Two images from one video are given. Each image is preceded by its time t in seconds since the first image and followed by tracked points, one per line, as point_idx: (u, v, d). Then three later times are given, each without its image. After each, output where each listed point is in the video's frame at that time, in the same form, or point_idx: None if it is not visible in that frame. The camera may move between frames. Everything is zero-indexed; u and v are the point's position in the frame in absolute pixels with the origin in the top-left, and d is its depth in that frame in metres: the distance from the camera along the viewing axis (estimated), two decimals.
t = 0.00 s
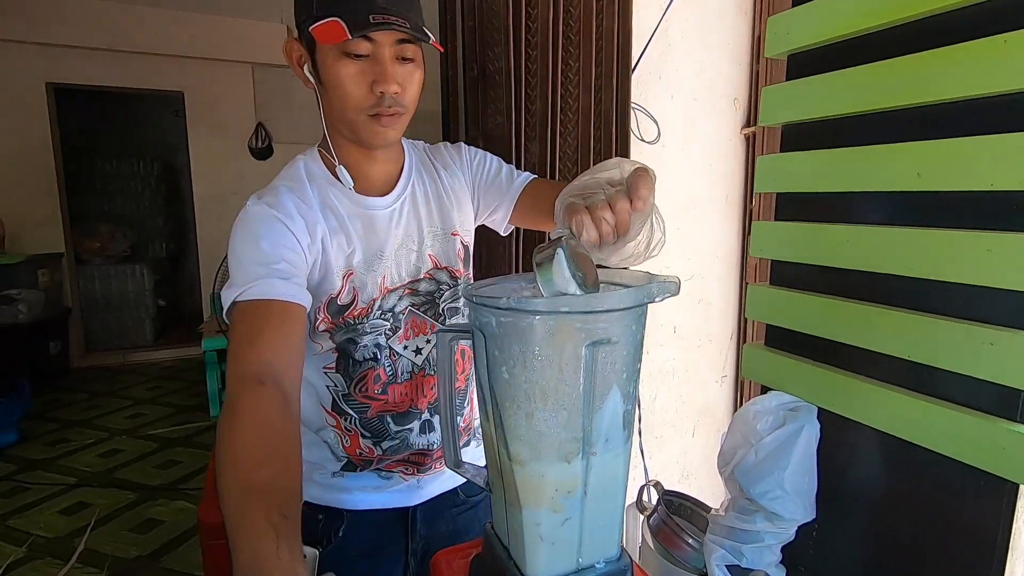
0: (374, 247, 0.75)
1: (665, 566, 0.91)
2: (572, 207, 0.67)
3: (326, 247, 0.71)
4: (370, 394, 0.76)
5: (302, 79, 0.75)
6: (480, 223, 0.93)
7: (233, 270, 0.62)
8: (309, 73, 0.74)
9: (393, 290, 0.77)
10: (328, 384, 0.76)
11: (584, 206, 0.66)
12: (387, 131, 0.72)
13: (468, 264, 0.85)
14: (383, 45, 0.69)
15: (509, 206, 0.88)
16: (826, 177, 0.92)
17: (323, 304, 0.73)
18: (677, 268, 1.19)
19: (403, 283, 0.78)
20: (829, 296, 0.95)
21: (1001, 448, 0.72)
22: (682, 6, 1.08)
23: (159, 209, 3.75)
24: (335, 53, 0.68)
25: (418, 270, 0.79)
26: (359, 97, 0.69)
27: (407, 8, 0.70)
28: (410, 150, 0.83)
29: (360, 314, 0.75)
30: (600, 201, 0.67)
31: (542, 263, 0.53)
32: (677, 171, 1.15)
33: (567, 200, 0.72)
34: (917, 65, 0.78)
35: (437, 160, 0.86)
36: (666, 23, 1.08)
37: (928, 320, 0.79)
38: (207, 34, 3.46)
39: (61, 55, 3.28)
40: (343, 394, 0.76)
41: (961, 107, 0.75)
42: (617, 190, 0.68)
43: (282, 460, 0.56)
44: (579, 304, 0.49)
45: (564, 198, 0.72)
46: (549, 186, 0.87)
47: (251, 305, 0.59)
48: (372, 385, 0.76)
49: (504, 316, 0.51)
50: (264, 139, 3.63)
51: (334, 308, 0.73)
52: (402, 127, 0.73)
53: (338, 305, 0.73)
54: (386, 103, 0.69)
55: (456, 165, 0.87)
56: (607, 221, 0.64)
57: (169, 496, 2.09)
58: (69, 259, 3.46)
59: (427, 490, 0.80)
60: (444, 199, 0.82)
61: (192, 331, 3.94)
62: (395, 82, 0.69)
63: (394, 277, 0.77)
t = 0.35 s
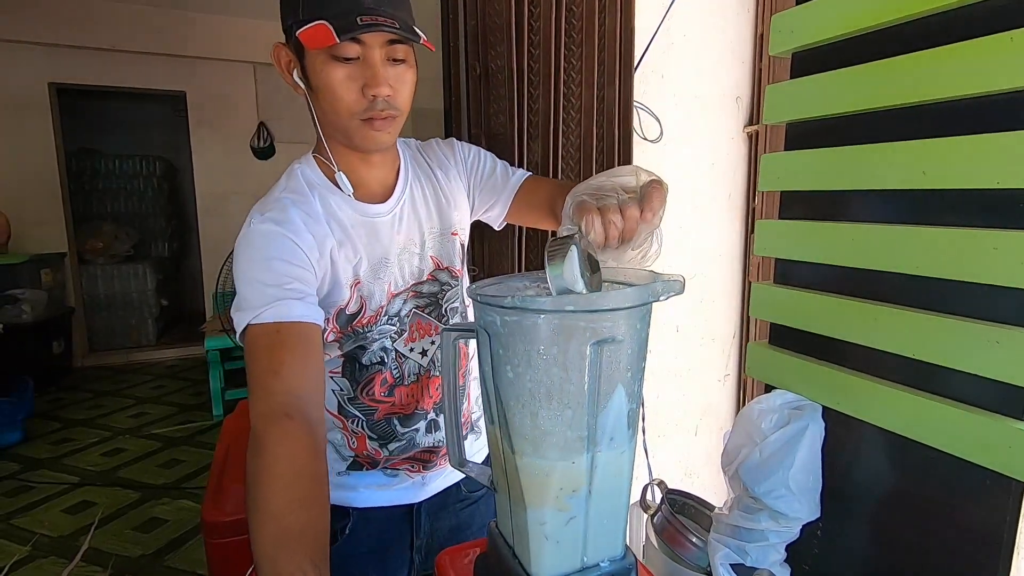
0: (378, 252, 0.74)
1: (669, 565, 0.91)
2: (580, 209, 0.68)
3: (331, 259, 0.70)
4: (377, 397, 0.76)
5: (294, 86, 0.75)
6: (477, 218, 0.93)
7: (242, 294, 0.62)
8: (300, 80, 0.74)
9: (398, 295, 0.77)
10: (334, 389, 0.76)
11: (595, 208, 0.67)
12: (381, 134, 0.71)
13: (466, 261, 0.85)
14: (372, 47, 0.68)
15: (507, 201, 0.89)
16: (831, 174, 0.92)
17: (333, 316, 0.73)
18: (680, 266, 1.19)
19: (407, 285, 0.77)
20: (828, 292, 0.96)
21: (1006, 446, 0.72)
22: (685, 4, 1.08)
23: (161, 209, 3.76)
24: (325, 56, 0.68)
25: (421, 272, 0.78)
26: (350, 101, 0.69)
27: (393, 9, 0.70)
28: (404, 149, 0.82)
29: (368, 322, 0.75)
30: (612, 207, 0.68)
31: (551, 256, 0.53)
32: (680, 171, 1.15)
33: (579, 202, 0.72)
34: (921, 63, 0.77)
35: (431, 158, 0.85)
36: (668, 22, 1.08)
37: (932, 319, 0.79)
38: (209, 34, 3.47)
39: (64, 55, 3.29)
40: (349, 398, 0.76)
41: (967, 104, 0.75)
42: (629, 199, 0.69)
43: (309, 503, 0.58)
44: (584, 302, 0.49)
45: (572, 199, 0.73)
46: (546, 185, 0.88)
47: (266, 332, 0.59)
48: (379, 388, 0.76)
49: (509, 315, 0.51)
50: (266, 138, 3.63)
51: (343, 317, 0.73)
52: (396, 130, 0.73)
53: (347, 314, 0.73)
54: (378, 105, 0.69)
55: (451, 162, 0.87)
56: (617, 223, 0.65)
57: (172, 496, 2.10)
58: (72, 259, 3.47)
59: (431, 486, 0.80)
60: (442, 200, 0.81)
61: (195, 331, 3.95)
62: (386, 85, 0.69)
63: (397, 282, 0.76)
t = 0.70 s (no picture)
0: (386, 243, 0.75)
1: (669, 563, 0.91)
2: (603, 210, 0.70)
3: (330, 243, 0.72)
4: (379, 390, 0.77)
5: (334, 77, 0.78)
6: (500, 227, 0.93)
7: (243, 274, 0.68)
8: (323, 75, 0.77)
9: (405, 287, 0.77)
10: (338, 380, 0.77)
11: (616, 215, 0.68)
12: (372, 134, 0.72)
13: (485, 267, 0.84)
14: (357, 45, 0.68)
15: (531, 211, 0.87)
16: (829, 175, 0.92)
17: (334, 295, 0.74)
18: (679, 266, 1.19)
19: (416, 280, 0.78)
20: (830, 292, 0.96)
21: (1002, 444, 0.72)
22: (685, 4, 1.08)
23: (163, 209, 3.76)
24: (323, 55, 0.71)
25: (432, 269, 0.79)
26: (342, 98, 0.71)
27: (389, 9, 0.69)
28: (434, 149, 0.83)
29: (372, 306, 0.76)
30: (632, 214, 0.70)
31: (564, 249, 0.52)
32: (680, 169, 1.15)
33: (599, 202, 0.74)
34: (919, 63, 0.78)
35: (460, 163, 0.86)
36: (668, 22, 1.08)
37: (930, 318, 0.79)
38: (210, 34, 3.47)
39: (65, 55, 3.30)
40: (352, 390, 0.77)
41: (964, 105, 0.75)
42: (652, 213, 0.70)
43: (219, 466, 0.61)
44: (583, 301, 0.50)
45: (597, 199, 0.75)
46: (569, 199, 0.87)
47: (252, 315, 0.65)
48: (381, 382, 0.77)
49: (508, 314, 0.52)
50: (267, 138, 3.64)
51: (344, 298, 0.75)
52: (394, 129, 0.72)
53: (348, 296, 0.75)
54: (364, 104, 0.70)
55: (479, 168, 0.88)
56: (634, 233, 0.67)
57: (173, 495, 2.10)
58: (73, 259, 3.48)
59: (434, 495, 0.80)
60: (463, 198, 0.82)
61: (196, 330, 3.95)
62: (372, 83, 0.69)
63: (407, 274, 0.77)
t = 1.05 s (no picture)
0: (373, 242, 0.76)
1: (669, 561, 0.91)
2: (597, 210, 0.69)
3: (319, 242, 0.73)
4: (370, 390, 0.78)
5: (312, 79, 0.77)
6: (495, 224, 0.93)
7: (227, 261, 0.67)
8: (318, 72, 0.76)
9: (394, 286, 0.78)
10: (331, 379, 0.78)
11: (611, 214, 0.68)
12: (390, 125, 0.73)
13: (478, 264, 0.85)
14: (381, 38, 0.70)
15: (522, 209, 0.88)
16: (829, 176, 0.93)
17: (318, 298, 0.75)
18: (679, 266, 1.20)
19: (406, 279, 0.79)
20: (827, 291, 0.97)
21: (999, 442, 0.73)
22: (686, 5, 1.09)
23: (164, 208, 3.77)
24: (336, 48, 0.71)
25: (423, 267, 0.80)
26: (359, 92, 0.71)
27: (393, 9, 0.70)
28: (424, 148, 0.85)
29: (357, 306, 0.76)
30: (625, 213, 0.69)
31: (554, 248, 0.52)
32: (680, 169, 1.15)
33: (594, 201, 0.74)
34: (919, 64, 0.78)
35: (450, 159, 0.87)
36: (669, 23, 1.08)
37: (926, 317, 0.80)
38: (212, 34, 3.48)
39: (67, 55, 3.30)
40: (345, 389, 0.78)
41: (962, 107, 0.76)
42: (647, 214, 0.70)
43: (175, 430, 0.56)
44: (584, 300, 0.50)
45: (592, 198, 0.74)
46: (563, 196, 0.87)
47: (231, 294, 0.63)
48: (372, 381, 0.78)
49: (510, 312, 0.53)
50: (269, 138, 3.65)
51: (331, 300, 0.75)
52: (407, 120, 0.74)
53: (332, 296, 0.75)
54: (386, 96, 0.71)
55: (469, 165, 0.89)
56: (626, 232, 0.66)
57: (175, 493, 2.11)
58: (75, 258, 3.49)
59: (429, 492, 0.81)
60: (453, 197, 0.83)
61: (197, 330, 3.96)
62: (394, 75, 0.70)
63: (397, 273, 0.78)
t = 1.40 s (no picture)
0: (375, 241, 0.77)
1: (668, 559, 0.92)
2: (605, 207, 0.70)
3: (320, 229, 0.74)
4: (367, 391, 0.78)
5: (330, 73, 0.79)
6: (496, 229, 0.93)
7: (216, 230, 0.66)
8: (336, 68, 0.79)
9: (394, 287, 0.79)
10: (326, 380, 0.79)
11: (618, 213, 0.69)
12: (411, 112, 0.74)
13: (480, 268, 0.86)
14: (406, 24, 0.72)
15: (528, 215, 0.88)
16: (828, 176, 0.93)
17: (315, 293, 0.75)
18: (679, 265, 1.20)
19: (407, 281, 0.79)
20: (824, 292, 0.98)
21: (996, 441, 0.73)
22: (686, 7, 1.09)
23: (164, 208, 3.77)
24: (361, 33, 0.72)
25: (424, 270, 0.80)
26: (383, 77, 0.72)
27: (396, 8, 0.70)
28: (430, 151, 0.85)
29: (355, 305, 0.77)
30: (633, 214, 0.70)
31: (564, 233, 0.54)
32: (680, 170, 1.16)
33: (603, 197, 0.74)
34: (918, 66, 0.79)
35: (456, 163, 0.88)
36: (669, 24, 1.09)
37: (922, 318, 0.81)
38: (212, 34, 3.49)
39: (67, 54, 3.31)
40: (341, 390, 0.78)
41: (960, 109, 0.77)
42: (653, 217, 0.70)
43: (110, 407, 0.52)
44: (585, 299, 0.51)
45: (601, 195, 0.75)
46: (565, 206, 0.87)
47: (209, 265, 0.60)
48: (369, 382, 0.78)
49: (511, 311, 0.53)
50: (269, 138, 3.66)
51: (329, 297, 0.76)
52: (427, 110, 0.75)
53: (329, 294, 0.76)
54: (410, 80, 0.72)
55: (476, 170, 0.89)
56: (631, 232, 0.67)
57: (175, 492, 2.11)
58: (75, 257, 3.49)
59: (423, 492, 0.81)
60: (457, 201, 0.84)
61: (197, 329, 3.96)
62: (418, 61, 0.72)
63: (398, 275, 0.79)
